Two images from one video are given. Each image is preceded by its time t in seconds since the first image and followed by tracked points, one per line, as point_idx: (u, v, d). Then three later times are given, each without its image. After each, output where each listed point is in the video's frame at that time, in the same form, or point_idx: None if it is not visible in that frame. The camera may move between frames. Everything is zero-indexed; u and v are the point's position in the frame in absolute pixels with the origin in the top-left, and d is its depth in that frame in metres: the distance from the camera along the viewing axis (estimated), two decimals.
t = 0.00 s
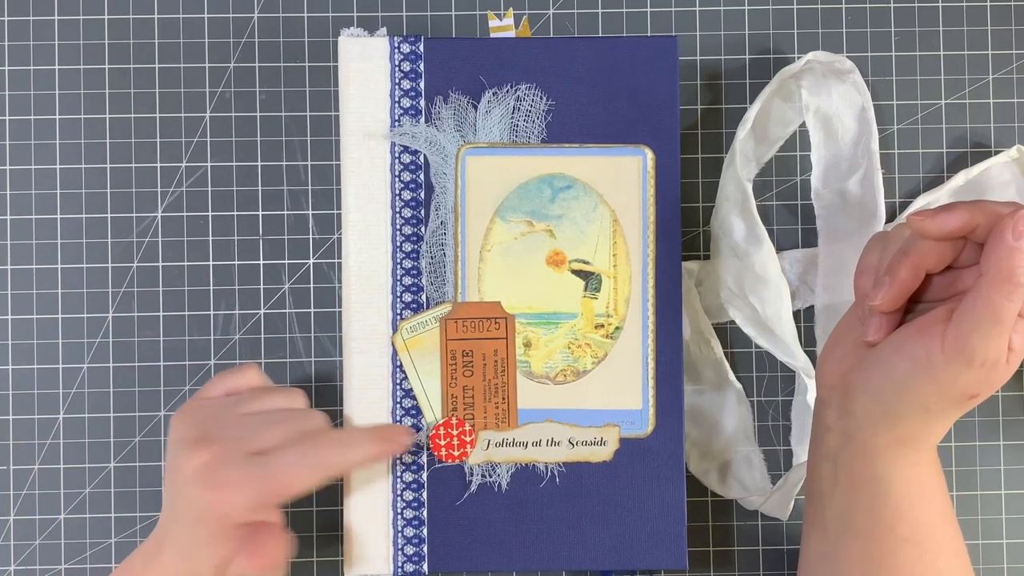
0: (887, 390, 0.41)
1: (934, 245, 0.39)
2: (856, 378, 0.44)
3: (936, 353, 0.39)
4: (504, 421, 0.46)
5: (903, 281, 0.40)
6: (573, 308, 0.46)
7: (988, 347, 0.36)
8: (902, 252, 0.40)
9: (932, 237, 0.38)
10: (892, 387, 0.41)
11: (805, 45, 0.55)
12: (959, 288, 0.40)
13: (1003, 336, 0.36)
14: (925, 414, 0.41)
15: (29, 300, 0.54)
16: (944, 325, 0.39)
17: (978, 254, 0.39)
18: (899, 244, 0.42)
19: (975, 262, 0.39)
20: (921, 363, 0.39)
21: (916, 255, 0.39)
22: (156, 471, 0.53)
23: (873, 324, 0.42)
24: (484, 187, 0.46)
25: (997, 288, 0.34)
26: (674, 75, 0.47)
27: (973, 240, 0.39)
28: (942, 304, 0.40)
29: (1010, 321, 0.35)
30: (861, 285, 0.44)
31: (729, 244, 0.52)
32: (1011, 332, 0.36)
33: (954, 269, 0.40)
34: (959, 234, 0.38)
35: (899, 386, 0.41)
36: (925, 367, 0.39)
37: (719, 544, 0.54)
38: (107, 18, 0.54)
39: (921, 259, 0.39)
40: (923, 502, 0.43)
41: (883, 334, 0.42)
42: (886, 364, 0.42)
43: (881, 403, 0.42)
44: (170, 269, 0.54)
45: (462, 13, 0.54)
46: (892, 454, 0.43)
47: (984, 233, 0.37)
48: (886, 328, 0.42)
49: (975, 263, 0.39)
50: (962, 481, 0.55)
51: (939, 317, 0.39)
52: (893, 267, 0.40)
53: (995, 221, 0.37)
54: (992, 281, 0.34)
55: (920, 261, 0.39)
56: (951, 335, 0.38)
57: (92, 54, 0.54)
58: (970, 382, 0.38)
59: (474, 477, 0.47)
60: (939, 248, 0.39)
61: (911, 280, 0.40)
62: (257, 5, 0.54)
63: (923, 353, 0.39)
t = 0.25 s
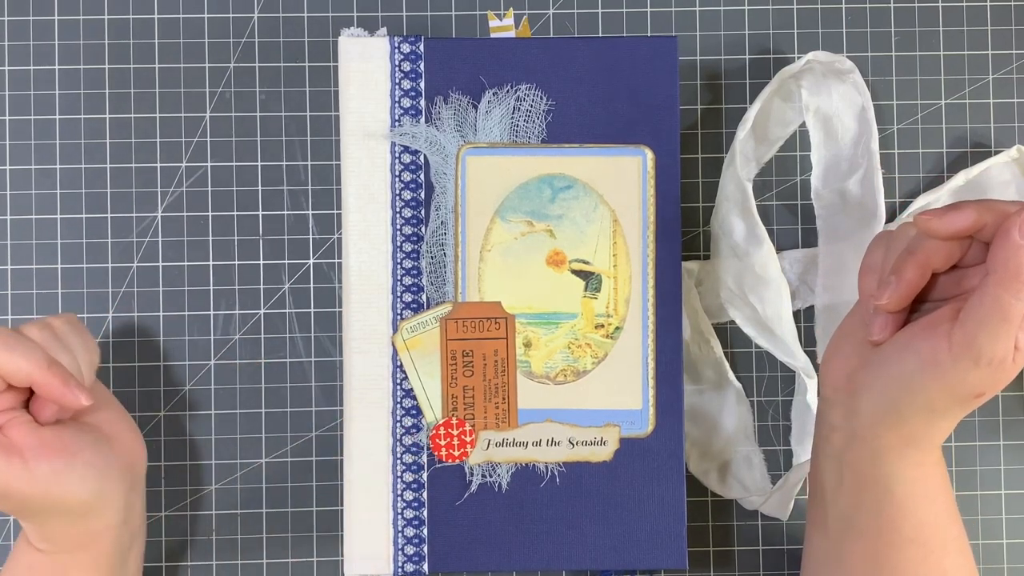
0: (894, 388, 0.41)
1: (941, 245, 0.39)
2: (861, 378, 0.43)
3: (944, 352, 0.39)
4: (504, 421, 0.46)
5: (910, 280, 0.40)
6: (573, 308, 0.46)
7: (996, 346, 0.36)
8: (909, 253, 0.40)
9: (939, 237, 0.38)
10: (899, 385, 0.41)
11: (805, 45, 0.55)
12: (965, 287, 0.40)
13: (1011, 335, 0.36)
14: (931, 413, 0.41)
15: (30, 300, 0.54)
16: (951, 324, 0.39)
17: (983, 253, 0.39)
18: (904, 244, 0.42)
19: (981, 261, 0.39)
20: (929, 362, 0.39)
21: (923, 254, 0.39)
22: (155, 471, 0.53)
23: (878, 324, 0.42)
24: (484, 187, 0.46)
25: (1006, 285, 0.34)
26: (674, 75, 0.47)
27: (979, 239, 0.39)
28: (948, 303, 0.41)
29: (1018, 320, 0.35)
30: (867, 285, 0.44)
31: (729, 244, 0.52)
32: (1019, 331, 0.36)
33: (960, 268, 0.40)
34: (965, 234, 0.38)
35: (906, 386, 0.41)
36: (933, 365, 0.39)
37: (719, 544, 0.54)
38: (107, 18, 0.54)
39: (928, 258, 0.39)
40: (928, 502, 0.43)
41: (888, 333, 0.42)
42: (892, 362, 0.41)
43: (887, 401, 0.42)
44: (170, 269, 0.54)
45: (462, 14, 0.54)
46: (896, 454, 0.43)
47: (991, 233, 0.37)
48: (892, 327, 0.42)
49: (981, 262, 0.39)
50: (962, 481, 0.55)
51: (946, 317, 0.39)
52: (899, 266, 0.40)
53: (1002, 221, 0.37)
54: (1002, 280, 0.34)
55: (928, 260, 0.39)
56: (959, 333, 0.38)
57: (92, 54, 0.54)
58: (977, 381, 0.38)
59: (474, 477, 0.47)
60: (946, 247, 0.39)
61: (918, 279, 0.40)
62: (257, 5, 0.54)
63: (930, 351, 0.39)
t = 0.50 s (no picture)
0: (884, 382, 0.41)
1: (923, 237, 0.39)
2: (852, 372, 0.43)
3: (931, 343, 0.38)
4: (504, 421, 0.46)
5: (894, 274, 0.40)
6: (573, 308, 0.46)
7: (981, 334, 0.36)
8: (892, 247, 0.40)
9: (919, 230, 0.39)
10: (889, 378, 0.41)
11: (805, 45, 0.55)
12: (948, 279, 0.40)
13: (995, 323, 0.35)
14: (923, 404, 0.40)
15: (30, 300, 0.54)
16: (936, 315, 0.39)
17: (965, 245, 0.39)
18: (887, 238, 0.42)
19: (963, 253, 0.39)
20: (916, 353, 0.39)
21: (905, 248, 0.39)
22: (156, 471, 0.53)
23: (864, 319, 0.43)
24: (484, 187, 0.46)
25: (985, 274, 0.34)
26: (674, 75, 0.47)
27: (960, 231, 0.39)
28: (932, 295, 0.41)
29: (1001, 308, 0.35)
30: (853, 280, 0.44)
31: (729, 244, 0.52)
32: (1004, 318, 0.35)
33: (943, 260, 0.40)
34: (946, 226, 0.38)
35: (895, 378, 0.40)
36: (922, 357, 0.39)
37: (719, 544, 0.54)
38: (107, 18, 0.54)
39: (910, 252, 0.39)
40: (924, 496, 0.43)
41: (875, 327, 0.42)
42: (882, 356, 0.41)
43: (878, 395, 0.42)
44: (170, 269, 0.54)
45: (462, 13, 0.54)
46: (890, 448, 0.43)
47: (972, 224, 0.37)
48: (878, 321, 0.42)
49: (962, 254, 0.39)
50: (962, 481, 0.55)
51: (930, 308, 0.39)
52: (883, 261, 0.41)
53: (980, 212, 0.37)
54: (983, 269, 0.34)
55: (910, 254, 0.39)
56: (945, 322, 0.37)
57: (92, 54, 0.54)
58: (965, 370, 0.38)
59: (474, 477, 0.47)
60: (928, 240, 0.39)
61: (902, 272, 0.40)
62: (257, 5, 0.54)
63: (918, 343, 0.39)
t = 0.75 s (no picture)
0: (890, 379, 0.41)
1: (927, 233, 0.40)
2: (858, 371, 0.43)
3: (937, 340, 0.39)
4: (504, 421, 0.46)
5: (898, 270, 0.40)
6: (573, 308, 0.46)
7: (987, 329, 0.37)
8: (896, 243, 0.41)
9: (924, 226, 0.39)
10: (895, 376, 0.41)
11: (805, 45, 0.55)
12: (951, 275, 0.41)
13: (1000, 318, 0.36)
14: (929, 401, 0.40)
15: (30, 300, 0.54)
16: (940, 311, 0.39)
17: (967, 240, 0.40)
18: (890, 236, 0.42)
19: (967, 248, 0.40)
20: (922, 350, 0.39)
21: (910, 243, 0.40)
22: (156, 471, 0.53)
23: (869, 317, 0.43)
24: (484, 187, 0.46)
25: (992, 269, 0.35)
26: (674, 75, 0.47)
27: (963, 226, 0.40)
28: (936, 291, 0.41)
29: (1007, 302, 0.36)
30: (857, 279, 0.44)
31: (729, 244, 0.52)
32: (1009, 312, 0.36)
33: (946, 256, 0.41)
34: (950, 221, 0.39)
35: (901, 375, 0.41)
36: (928, 354, 0.39)
37: (719, 544, 0.54)
38: (107, 18, 0.54)
39: (915, 247, 0.40)
40: (931, 495, 0.43)
41: (880, 325, 0.43)
42: (887, 353, 0.41)
43: (883, 393, 0.42)
44: (170, 269, 0.54)
45: (462, 13, 0.54)
46: (896, 446, 0.43)
47: (975, 218, 0.39)
48: (883, 319, 0.42)
49: (967, 249, 0.40)
50: (962, 481, 0.55)
51: (935, 304, 0.40)
52: (887, 257, 0.41)
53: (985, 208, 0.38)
54: (990, 263, 0.35)
55: (914, 250, 0.40)
56: (950, 318, 0.38)
57: (92, 54, 0.54)
58: (972, 366, 0.38)
59: (474, 477, 0.47)
60: (932, 236, 0.40)
61: (906, 268, 0.40)
62: (257, 5, 0.54)
63: (923, 340, 0.39)
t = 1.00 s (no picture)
0: (899, 384, 0.41)
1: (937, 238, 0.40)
2: (866, 375, 0.43)
3: (948, 346, 0.39)
4: (504, 421, 0.46)
5: (908, 274, 0.40)
6: (573, 308, 0.46)
7: (998, 335, 0.37)
8: (904, 247, 0.41)
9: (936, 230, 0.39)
10: (905, 381, 0.41)
11: (805, 45, 0.55)
12: (961, 279, 0.41)
13: (1011, 324, 0.36)
14: (938, 406, 0.41)
15: (30, 300, 0.54)
16: (951, 316, 0.39)
17: (978, 245, 0.41)
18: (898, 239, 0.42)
19: (977, 252, 0.41)
20: (931, 355, 0.39)
21: (920, 248, 0.40)
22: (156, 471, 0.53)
23: (877, 322, 0.43)
24: (484, 187, 0.46)
25: (1004, 276, 0.35)
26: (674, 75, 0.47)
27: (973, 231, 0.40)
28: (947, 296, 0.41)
29: (1018, 308, 0.36)
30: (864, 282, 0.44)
31: (729, 244, 0.52)
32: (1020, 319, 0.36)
33: (956, 261, 0.41)
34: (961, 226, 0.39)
35: (910, 380, 0.41)
36: (938, 360, 0.39)
37: (719, 544, 0.54)
38: (107, 18, 0.54)
39: (925, 252, 0.40)
40: (937, 498, 0.43)
41: (888, 329, 0.42)
42: (896, 359, 0.41)
43: (892, 397, 0.42)
44: (170, 269, 0.54)
45: (462, 13, 0.54)
46: (903, 450, 0.43)
47: (986, 223, 0.38)
48: (892, 323, 0.42)
49: (977, 253, 0.41)
50: (962, 481, 0.55)
51: (946, 308, 0.40)
52: (896, 262, 0.41)
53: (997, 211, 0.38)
54: (1001, 270, 0.35)
55: (925, 254, 0.40)
56: (961, 324, 0.38)
57: (92, 54, 0.54)
58: (982, 371, 0.38)
59: (474, 477, 0.47)
60: (943, 240, 0.40)
61: (916, 272, 0.40)
62: (257, 5, 0.54)
63: (934, 345, 0.39)
